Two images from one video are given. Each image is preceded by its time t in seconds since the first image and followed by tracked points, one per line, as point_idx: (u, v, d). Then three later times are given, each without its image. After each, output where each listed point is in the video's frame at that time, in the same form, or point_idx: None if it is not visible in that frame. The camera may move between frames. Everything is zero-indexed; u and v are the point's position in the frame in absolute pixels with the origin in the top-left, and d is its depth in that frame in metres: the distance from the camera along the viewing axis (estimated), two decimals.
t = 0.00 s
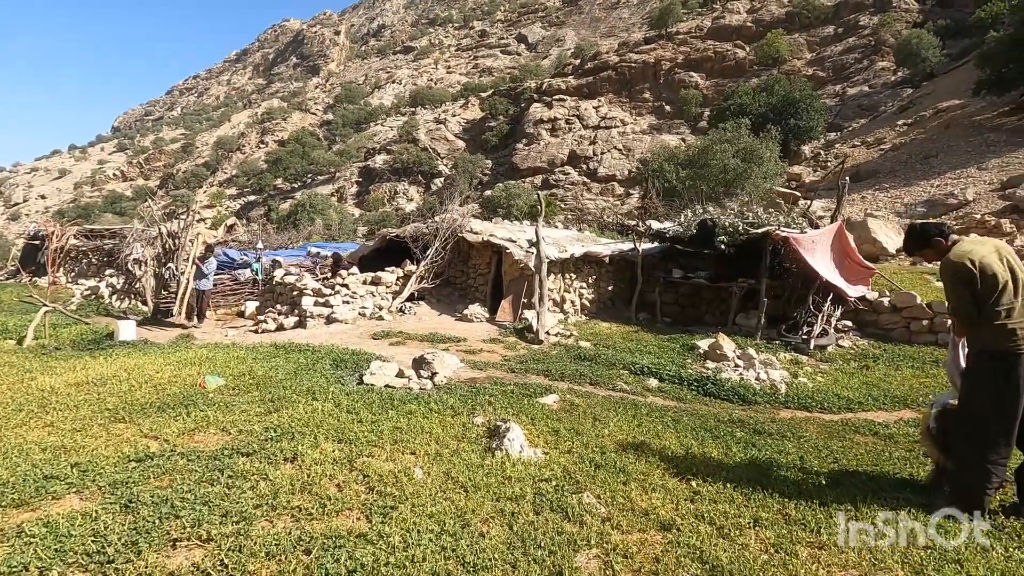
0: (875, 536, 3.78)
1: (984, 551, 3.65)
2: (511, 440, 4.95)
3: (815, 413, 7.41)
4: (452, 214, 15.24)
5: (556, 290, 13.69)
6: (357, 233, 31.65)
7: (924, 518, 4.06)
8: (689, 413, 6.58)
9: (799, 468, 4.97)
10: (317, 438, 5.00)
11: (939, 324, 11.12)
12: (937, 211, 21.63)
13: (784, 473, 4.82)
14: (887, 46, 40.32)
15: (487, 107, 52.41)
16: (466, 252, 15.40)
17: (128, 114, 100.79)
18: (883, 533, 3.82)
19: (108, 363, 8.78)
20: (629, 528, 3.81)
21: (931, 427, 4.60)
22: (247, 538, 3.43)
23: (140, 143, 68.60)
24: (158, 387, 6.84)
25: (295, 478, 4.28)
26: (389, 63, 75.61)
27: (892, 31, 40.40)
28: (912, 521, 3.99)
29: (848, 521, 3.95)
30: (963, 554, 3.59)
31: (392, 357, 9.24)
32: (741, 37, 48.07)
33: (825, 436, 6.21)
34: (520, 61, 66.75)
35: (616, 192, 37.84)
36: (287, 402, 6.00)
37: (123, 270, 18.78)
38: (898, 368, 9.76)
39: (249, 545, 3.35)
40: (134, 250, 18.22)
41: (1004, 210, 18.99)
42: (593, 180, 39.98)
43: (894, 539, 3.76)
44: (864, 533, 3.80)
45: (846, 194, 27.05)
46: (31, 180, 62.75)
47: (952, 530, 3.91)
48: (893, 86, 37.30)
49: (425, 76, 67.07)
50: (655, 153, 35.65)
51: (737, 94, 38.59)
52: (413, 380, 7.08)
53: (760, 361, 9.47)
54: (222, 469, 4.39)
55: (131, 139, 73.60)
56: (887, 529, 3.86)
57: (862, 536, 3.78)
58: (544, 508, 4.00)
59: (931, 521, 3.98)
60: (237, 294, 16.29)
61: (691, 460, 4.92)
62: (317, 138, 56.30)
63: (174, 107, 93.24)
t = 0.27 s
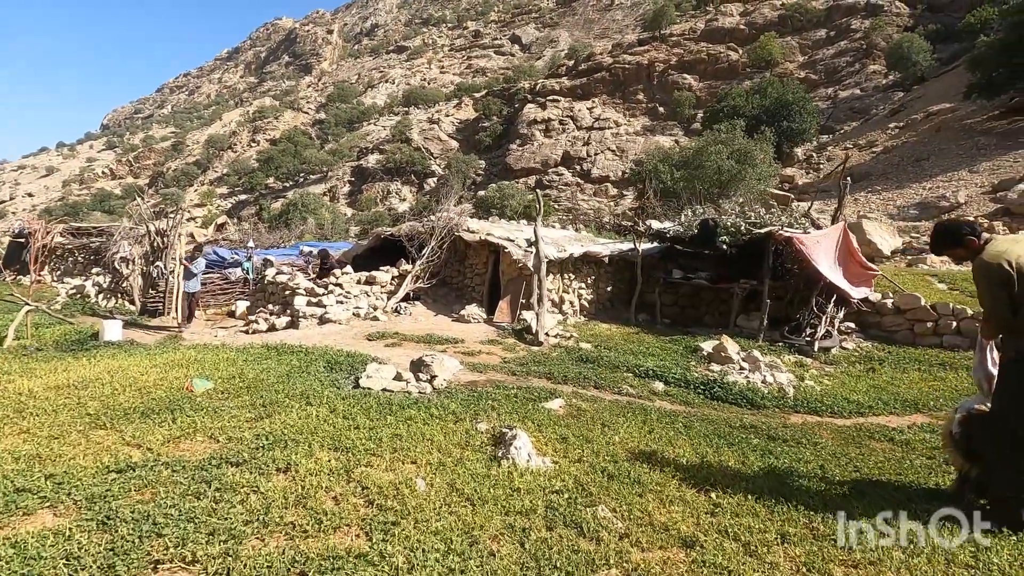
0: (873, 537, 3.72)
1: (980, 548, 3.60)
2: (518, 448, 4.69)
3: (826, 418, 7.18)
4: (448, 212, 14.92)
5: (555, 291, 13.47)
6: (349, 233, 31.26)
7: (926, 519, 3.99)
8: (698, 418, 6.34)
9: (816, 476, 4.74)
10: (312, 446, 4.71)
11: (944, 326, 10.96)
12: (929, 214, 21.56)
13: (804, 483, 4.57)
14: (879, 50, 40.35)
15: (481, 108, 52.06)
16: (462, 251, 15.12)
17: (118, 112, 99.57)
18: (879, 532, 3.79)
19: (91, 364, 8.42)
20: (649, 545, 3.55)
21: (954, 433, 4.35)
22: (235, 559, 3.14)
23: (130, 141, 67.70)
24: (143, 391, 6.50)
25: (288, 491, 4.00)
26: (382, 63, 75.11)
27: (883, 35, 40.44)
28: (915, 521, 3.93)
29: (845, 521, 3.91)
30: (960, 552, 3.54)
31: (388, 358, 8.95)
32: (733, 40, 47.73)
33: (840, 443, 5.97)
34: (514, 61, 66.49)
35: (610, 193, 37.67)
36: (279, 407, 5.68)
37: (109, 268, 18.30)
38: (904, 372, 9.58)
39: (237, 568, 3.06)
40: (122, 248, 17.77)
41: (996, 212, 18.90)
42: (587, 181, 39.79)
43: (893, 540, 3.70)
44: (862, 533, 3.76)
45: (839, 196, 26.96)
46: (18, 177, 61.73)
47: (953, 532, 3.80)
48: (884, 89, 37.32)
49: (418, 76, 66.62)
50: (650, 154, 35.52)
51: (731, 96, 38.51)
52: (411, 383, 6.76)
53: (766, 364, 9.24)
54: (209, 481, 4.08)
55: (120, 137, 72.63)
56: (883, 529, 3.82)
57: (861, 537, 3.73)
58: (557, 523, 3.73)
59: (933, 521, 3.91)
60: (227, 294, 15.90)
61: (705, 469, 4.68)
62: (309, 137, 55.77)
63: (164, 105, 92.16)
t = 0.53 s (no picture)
0: (875, 537, 3.92)
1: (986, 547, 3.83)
2: (528, 469, 4.46)
3: (839, 429, 6.98)
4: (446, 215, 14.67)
5: (555, 296, 13.28)
6: (344, 234, 30.94)
7: (928, 517, 4.25)
8: (709, 431, 6.13)
9: (839, 495, 4.60)
10: (312, 467, 4.47)
11: (950, 333, 10.79)
12: (924, 217, 21.43)
13: (827, 503, 4.42)
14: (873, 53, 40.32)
15: (476, 109, 51.78)
16: (461, 255, 14.89)
17: (111, 111, 98.66)
18: (884, 535, 3.98)
19: (79, 373, 8.11)
20: None
21: (982, 455, 4.01)
22: None
23: (122, 141, 67.00)
24: (131, 405, 6.21)
25: (288, 517, 3.77)
26: (377, 64, 74.71)
27: (877, 38, 40.37)
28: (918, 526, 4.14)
29: (847, 520, 4.12)
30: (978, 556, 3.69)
31: (387, 368, 8.69)
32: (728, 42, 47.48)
33: (858, 458, 5.75)
34: (509, 63, 66.26)
35: (606, 195, 37.49)
36: (275, 422, 5.43)
37: (98, 270, 17.87)
38: (913, 380, 9.39)
39: None
40: (112, 249, 17.37)
41: (991, 216, 18.80)
42: (583, 182, 39.62)
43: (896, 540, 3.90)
44: (865, 534, 3.95)
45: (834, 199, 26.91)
46: (8, 177, 60.96)
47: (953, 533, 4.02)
48: (878, 92, 37.29)
49: (413, 77, 66.30)
50: (646, 156, 35.40)
51: (726, 99, 38.44)
52: (413, 396, 6.52)
53: (774, 373, 9.02)
54: (201, 508, 3.82)
55: (112, 137, 71.93)
56: (889, 532, 4.01)
57: (863, 536, 3.94)
58: (572, 553, 3.49)
59: (937, 525, 4.11)
60: (220, 297, 15.58)
61: (723, 489, 4.48)
62: (303, 138, 55.35)
63: (157, 104, 91.35)
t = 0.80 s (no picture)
0: (873, 535, 4.05)
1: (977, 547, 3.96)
2: (539, 487, 4.25)
3: (852, 440, 6.80)
4: (446, 218, 14.47)
5: (557, 300, 13.10)
6: (341, 236, 30.67)
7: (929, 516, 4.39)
8: (720, 442, 5.94)
9: (862, 508, 4.46)
10: (312, 485, 4.27)
11: (957, 339, 10.63)
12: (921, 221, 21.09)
13: (846, 519, 4.27)
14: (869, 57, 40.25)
15: (473, 110, 51.57)
16: (461, 258, 14.68)
17: (107, 111, 98.10)
18: (882, 535, 4.07)
19: (69, 380, 7.87)
20: None
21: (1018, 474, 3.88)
22: None
23: (118, 141, 66.55)
24: (122, 415, 5.99)
25: (288, 538, 3.59)
26: (374, 65, 74.41)
27: (874, 42, 40.27)
28: (916, 524, 4.25)
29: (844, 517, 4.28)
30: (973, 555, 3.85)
31: (387, 375, 8.49)
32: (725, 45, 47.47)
33: (877, 472, 5.56)
34: (507, 65, 66.08)
35: (603, 197, 37.34)
36: (273, 435, 5.24)
37: (91, 272, 17.54)
38: (922, 387, 9.22)
39: None
40: (106, 251, 17.04)
41: (989, 220, 18.68)
42: (580, 185, 39.46)
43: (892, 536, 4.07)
44: (862, 532, 4.08)
45: (831, 202, 26.74)
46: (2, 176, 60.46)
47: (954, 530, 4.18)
48: (874, 96, 37.22)
49: (411, 79, 66.10)
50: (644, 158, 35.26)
51: (724, 101, 38.34)
52: (415, 406, 6.37)
53: (782, 381, 8.81)
54: (195, 530, 3.61)
55: (108, 137, 71.51)
56: (887, 532, 4.10)
57: (860, 534, 4.07)
58: None
59: (935, 525, 4.22)
60: (216, 300, 15.32)
61: (740, 503, 4.32)
62: (300, 139, 55.06)
63: (153, 104, 90.83)
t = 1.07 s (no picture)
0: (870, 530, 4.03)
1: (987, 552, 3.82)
2: (550, 504, 4.04)
3: (866, 448, 6.57)
4: (445, 219, 14.25)
5: (559, 303, 12.91)
6: (338, 238, 30.38)
7: (926, 519, 4.34)
8: (732, 450, 5.73)
9: (866, 517, 4.28)
10: (310, 500, 4.05)
11: (965, 343, 10.46)
12: (918, 223, 20.56)
13: (876, 536, 3.98)
14: (865, 60, 40.19)
15: (470, 112, 51.33)
16: (461, 260, 14.47)
17: (102, 112, 97.54)
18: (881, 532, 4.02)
19: (58, 385, 7.61)
20: None
21: None
22: None
23: (113, 141, 66.09)
24: (111, 423, 5.75)
25: (285, 558, 3.38)
26: (371, 67, 74.10)
27: (869, 45, 40.21)
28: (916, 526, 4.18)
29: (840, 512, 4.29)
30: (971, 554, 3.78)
31: (386, 381, 8.26)
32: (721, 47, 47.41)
33: (893, 480, 5.36)
34: (504, 67, 65.87)
35: (600, 199, 37.17)
36: (269, 446, 5.02)
37: (84, 273, 17.19)
38: (932, 393, 9.02)
39: None
40: (99, 252, 16.72)
41: (985, 222, 18.53)
42: (577, 186, 39.29)
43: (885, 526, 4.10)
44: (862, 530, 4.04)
45: (828, 203, 26.49)
46: None
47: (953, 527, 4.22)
48: (870, 99, 37.14)
49: (407, 80, 65.82)
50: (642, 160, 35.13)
51: (721, 104, 38.23)
52: (416, 414, 6.19)
53: (790, 387, 8.57)
54: (185, 551, 3.38)
55: (103, 137, 71.01)
56: (885, 530, 4.05)
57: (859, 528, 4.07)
58: None
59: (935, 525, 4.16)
60: (211, 302, 15.04)
61: (759, 516, 4.13)
62: (296, 140, 54.76)
63: (149, 105, 90.23)
